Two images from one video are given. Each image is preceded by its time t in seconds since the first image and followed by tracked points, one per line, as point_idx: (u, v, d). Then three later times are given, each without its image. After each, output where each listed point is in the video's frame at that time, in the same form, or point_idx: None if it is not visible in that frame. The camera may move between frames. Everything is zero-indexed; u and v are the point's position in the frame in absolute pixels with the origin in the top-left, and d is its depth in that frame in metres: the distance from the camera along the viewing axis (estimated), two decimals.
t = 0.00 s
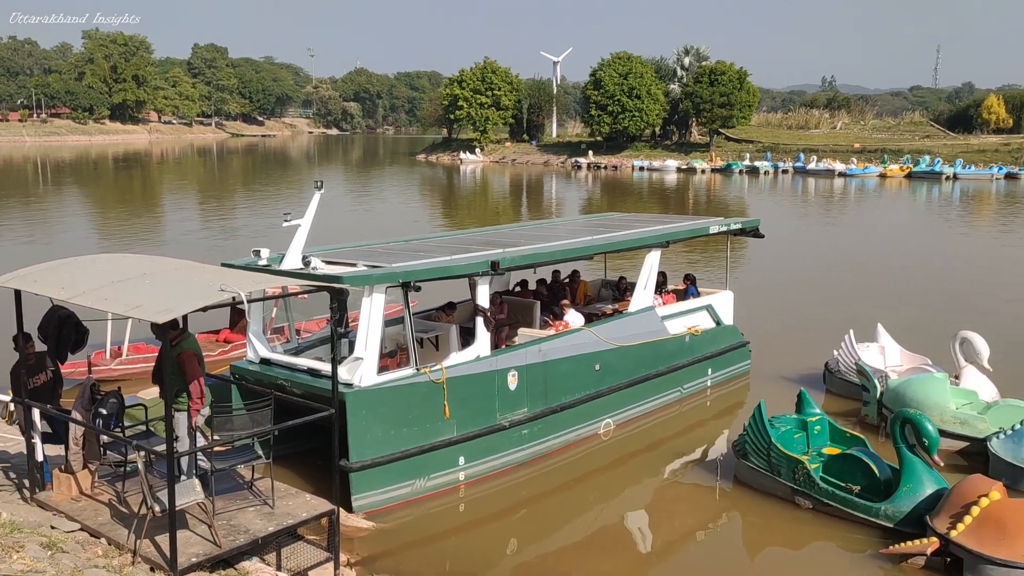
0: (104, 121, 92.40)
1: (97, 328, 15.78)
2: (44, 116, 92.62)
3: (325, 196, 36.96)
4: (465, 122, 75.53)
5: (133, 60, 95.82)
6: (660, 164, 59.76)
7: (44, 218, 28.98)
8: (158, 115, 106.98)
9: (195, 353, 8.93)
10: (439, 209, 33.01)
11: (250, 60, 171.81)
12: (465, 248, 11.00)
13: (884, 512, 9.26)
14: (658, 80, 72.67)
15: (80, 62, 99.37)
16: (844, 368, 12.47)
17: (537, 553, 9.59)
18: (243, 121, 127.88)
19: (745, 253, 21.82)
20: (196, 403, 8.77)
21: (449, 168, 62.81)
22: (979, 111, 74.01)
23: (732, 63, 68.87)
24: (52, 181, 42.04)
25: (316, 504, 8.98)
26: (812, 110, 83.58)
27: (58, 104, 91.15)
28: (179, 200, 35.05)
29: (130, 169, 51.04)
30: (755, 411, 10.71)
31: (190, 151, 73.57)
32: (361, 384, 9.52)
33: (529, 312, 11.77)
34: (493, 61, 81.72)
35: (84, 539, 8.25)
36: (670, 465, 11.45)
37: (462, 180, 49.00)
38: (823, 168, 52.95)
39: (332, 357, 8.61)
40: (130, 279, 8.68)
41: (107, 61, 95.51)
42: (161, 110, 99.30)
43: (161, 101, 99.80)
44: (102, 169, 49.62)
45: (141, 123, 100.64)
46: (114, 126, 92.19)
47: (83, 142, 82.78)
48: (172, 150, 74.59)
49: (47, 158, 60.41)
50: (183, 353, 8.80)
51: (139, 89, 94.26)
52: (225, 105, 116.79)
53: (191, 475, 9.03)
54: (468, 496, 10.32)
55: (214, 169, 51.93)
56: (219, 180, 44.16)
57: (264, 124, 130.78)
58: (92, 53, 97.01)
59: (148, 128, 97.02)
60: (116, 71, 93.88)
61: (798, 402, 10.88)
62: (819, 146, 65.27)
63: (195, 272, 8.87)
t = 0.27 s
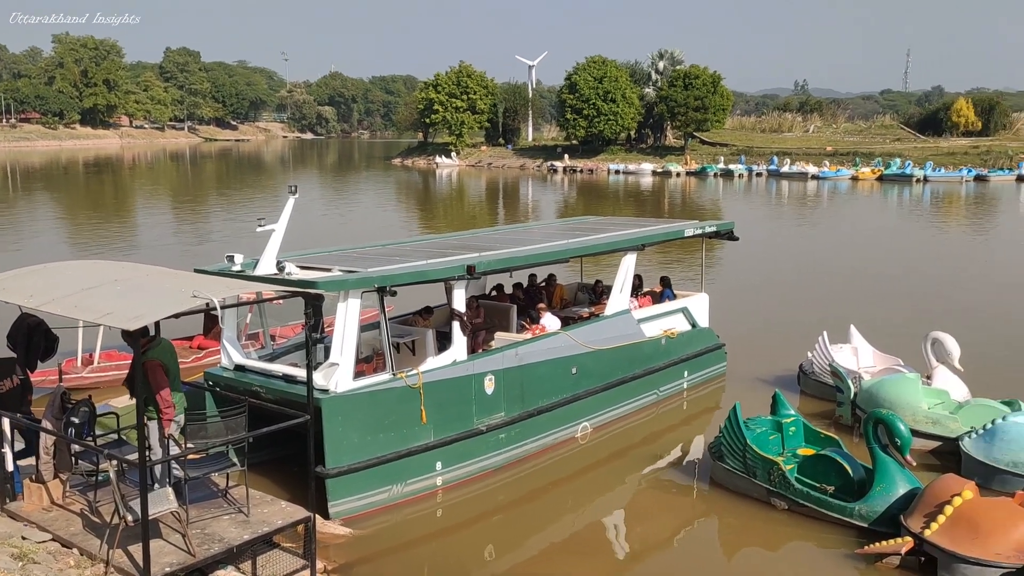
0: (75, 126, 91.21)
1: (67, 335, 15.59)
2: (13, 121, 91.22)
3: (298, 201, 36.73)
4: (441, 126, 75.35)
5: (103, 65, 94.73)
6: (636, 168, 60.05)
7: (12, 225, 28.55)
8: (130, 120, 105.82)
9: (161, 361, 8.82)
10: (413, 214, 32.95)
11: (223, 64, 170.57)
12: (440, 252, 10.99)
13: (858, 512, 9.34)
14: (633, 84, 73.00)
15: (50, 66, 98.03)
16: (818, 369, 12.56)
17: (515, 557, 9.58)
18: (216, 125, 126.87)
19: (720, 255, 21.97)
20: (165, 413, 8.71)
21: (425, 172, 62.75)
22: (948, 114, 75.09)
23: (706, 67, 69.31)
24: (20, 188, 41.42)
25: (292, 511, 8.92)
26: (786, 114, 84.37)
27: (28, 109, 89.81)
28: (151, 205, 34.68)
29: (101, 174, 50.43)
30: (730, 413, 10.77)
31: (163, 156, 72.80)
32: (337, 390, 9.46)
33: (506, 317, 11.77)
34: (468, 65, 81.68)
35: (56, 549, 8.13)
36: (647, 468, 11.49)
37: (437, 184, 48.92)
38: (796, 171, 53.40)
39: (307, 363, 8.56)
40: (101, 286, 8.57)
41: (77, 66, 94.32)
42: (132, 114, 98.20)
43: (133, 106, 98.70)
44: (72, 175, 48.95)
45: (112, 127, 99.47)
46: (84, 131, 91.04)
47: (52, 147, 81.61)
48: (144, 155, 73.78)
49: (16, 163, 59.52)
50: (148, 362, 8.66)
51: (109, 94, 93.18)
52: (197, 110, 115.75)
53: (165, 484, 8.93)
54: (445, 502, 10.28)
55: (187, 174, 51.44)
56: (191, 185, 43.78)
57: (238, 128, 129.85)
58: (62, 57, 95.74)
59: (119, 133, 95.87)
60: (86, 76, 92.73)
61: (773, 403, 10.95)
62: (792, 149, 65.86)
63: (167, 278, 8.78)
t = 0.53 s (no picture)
0: (58, 130, 90.53)
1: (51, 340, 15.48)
2: None
3: (283, 204, 36.60)
4: (427, 128, 75.20)
5: (86, 68, 94.10)
6: (622, 170, 60.17)
7: None
8: (114, 123, 105.15)
9: (148, 365, 8.84)
10: (398, 216, 32.90)
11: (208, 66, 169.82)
12: (427, 255, 10.97)
13: (844, 512, 9.39)
14: (618, 87, 73.15)
15: (32, 69, 97.25)
16: (804, 370, 12.62)
17: (503, 560, 9.58)
18: (200, 128, 126.21)
19: (706, 257, 22.05)
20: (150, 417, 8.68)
21: (411, 175, 62.66)
22: (931, 116, 75.64)
23: (691, 69, 69.55)
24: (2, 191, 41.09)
25: (278, 515, 8.88)
26: (770, 116, 84.78)
27: (10, 112, 89.05)
28: (135, 209, 34.48)
29: (84, 177, 50.07)
30: (716, 414, 10.82)
31: (147, 159, 72.39)
32: (323, 394, 9.43)
33: (493, 319, 11.78)
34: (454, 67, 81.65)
35: (40, 555, 8.06)
36: (634, 469, 11.51)
37: (422, 187, 48.85)
38: (781, 173, 53.64)
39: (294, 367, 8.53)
40: (84, 290, 8.51)
41: (59, 68, 93.64)
42: (116, 117, 97.55)
43: (116, 109, 98.05)
44: (55, 178, 48.58)
45: (95, 131, 98.78)
46: (67, 134, 90.37)
47: (35, 151, 80.91)
48: (128, 159, 73.35)
49: None
50: (132, 365, 8.72)
51: (92, 97, 92.53)
52: (182, 113, 115.14)
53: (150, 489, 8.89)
54: (433, 505, 10.27)
55: (171, 177, 51.15)
56: (175, 188, 43.57)
57: (222, 131, 129.30)
58: (44, 60, 94.99)
59: (102, 136, 95.21)
60: (69, 79, 92.07)
61: (758, 404, 11.00)
62: (777, 151, 66.18)
63: (151, 282, 8.73)
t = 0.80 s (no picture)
0: (47, 131, 90.13)
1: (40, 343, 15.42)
2: None
3: (273, 206, 36.55)
4: (418, 130, 75.15)
5: (75, 69, 93.77)
6: (613, 171, 60.24)
7: None
8: (103, 125, 104.78)
9: (147, 362, 8.84)
10: (389, 218, 32.88)
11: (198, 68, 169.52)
12: (418, 257, 10.97)
13: (835, 512, 9.43)
14: (609, 88, 73.28)
15: (21, 71, 96.77)
16: (795, 371, 12.63)
17: (493, 562, 9.57)
18: (191, 130, 125.88)
19: (697, 258, 22.11)
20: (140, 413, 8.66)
21: (402, 176, 62.62)
22: (920, 118, 75.97)
23: (681, 71, 69.70)
24: None
25: (269, 517, 8.85)
26: (761, 118, 85.00)
27: None
28: (124, 211, 34.36)
29: (73, 179, 49.86)
30: (707, 414, 10.84)
31: (136, 161, 72.10)
32: (314, 396, 9.40)
33: (484, 321, 11.78)
34: (445, 69, 81.63)
35: (28, 559, 8.01)
36: (626, 470, 11.52)
37: (414, 189, 48.91)
38: (771, 174, 53.82)
39: (284, 370, 8.51)
40: (73, 293, 8.48)
41: (48, 70, 93.27)
42: (105, 119, 97.24)
43: (105, 110, 97.73)
44: (43, 181, 48.36)
45: (84, 133, 98.41)
46: (56, 136, 90.01)
47: (24, 152, 80.57)
48: (118, 161, 73.08)
49: None
50: (131, 360, 8.75)
51: (82, 99, 92.22)
52: (172, 114, 114.79)
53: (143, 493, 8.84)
54: (425, 506, 10.26)
55: (161, 179, 51.00)
56: (165, 191, 43.45)
57: (212, 133, 129.06)
58: (33, 61, 94.59)
59: (91, 138, 94.95)
60: (58, 80, 91.73)
61: (749, 405, 11.01)
62: (767, 153, 66.37)
63: (141, 284, 8.72)
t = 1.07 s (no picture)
0: (38, 132, 89.78)
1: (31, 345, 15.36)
2: None
3: (265, 207, 36.48)
4: (411, 131, 75.02)
5: (67, 70, 93.43)
6: (606, 172, 60.27)
7: None
8: (95, 126, 104.43)
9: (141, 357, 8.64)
10: (381, 219, 32.82)
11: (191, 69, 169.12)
12: (410, 258, 10.95)
13: (826, 513, 9.44)
14: (602, 89, 73.34)
15: (12, 71, 96.38)
16: (787, 372, 12.64)
17: (486, 564, 9.55)
18: (183, 130, 125.58)
19: (690, 259, 22.14)
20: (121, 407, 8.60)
21: (395, 178, 62.52)
22: (912, 119, 76.24)
23: (674, 72, 69.79)
24: None
25: (260, 519, 8.82)
26: (753, 119, 85.14)
27: None
28: (115, 212, 34.23)
29: (65, 180, 49.68)
30: (699, 415, 10.85)
31: (128, 162, 71.88)
32: (306, 398, 9.37)
33: (477, 322, 11.76)
34: (438, 70, 81.56)
35: (18, 562, 7.98)
36: (619, 472, 11.51)
37: (406, 190, 48.84)
38: (764, 175, 53.93)
39: (276, 372, 8.47)
40: (64, 294, 8.45)
41: (40, 71, 92.91)
42: (97, 119, 96.93)
43: (97, 111, 97.44)
44: (34, 182, 48.18)
45: (76, 133, 98.07)
46: (48, 137, 89.70)
47: (14, 153, 80.20)
48: (110, 162, 72.84)
49: None
50: (127, 355, 8.54)
51: (73, 99, 91.90)
52: (164, 115, 114.45)
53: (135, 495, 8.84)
54: (417, 508, 10.24)
55: (153, 180, 50.83)
56: (157, 191, 43.29)
57: (205, 134, 128.79)
58: (24, 62, 94.21)
59: (83, 139, 94.65)
60: (49, 81, 91.41)
61: (742, 406, 11.00)
62: (760, 154, 66.50)
63: (132, 285, 8.69)
